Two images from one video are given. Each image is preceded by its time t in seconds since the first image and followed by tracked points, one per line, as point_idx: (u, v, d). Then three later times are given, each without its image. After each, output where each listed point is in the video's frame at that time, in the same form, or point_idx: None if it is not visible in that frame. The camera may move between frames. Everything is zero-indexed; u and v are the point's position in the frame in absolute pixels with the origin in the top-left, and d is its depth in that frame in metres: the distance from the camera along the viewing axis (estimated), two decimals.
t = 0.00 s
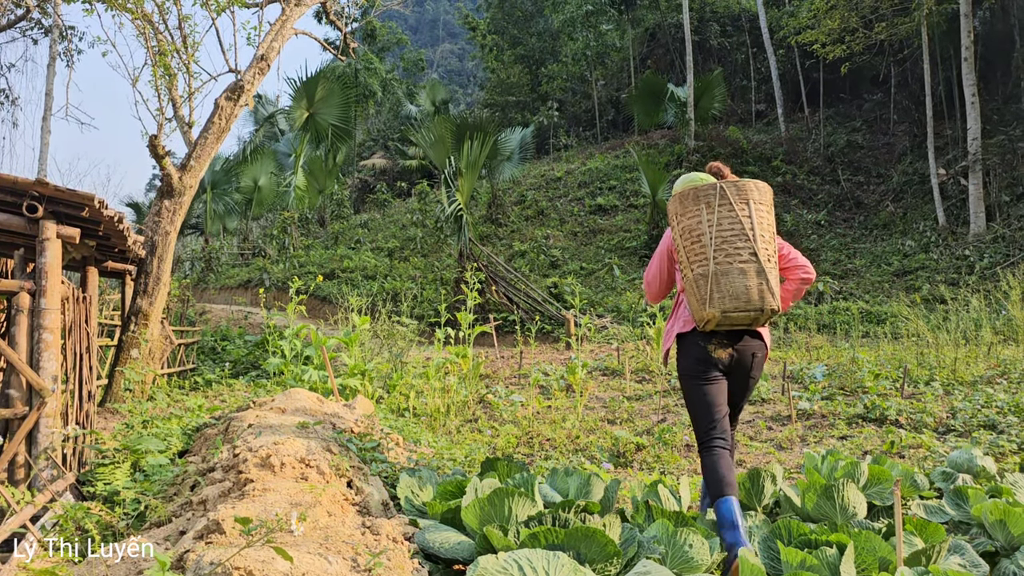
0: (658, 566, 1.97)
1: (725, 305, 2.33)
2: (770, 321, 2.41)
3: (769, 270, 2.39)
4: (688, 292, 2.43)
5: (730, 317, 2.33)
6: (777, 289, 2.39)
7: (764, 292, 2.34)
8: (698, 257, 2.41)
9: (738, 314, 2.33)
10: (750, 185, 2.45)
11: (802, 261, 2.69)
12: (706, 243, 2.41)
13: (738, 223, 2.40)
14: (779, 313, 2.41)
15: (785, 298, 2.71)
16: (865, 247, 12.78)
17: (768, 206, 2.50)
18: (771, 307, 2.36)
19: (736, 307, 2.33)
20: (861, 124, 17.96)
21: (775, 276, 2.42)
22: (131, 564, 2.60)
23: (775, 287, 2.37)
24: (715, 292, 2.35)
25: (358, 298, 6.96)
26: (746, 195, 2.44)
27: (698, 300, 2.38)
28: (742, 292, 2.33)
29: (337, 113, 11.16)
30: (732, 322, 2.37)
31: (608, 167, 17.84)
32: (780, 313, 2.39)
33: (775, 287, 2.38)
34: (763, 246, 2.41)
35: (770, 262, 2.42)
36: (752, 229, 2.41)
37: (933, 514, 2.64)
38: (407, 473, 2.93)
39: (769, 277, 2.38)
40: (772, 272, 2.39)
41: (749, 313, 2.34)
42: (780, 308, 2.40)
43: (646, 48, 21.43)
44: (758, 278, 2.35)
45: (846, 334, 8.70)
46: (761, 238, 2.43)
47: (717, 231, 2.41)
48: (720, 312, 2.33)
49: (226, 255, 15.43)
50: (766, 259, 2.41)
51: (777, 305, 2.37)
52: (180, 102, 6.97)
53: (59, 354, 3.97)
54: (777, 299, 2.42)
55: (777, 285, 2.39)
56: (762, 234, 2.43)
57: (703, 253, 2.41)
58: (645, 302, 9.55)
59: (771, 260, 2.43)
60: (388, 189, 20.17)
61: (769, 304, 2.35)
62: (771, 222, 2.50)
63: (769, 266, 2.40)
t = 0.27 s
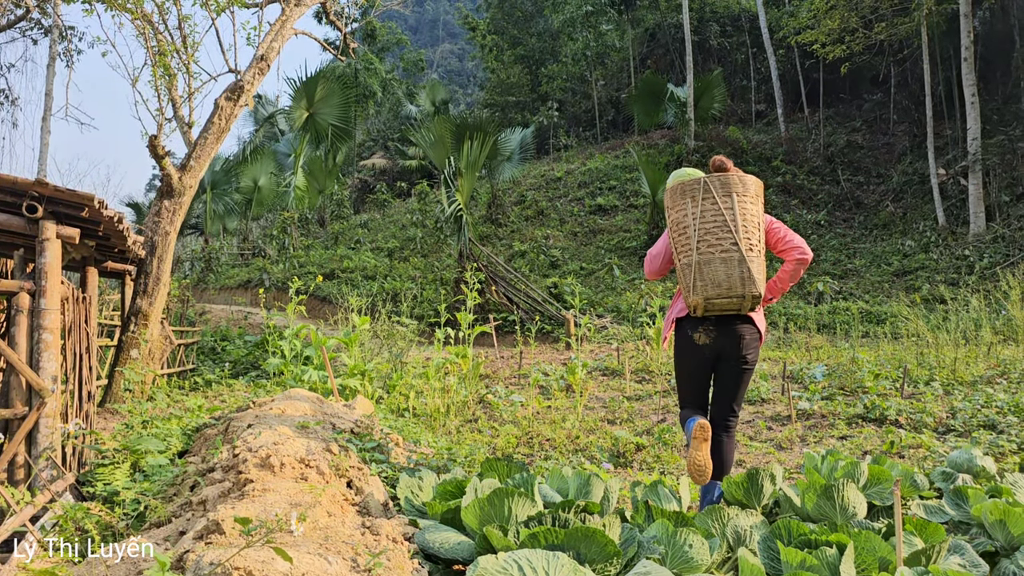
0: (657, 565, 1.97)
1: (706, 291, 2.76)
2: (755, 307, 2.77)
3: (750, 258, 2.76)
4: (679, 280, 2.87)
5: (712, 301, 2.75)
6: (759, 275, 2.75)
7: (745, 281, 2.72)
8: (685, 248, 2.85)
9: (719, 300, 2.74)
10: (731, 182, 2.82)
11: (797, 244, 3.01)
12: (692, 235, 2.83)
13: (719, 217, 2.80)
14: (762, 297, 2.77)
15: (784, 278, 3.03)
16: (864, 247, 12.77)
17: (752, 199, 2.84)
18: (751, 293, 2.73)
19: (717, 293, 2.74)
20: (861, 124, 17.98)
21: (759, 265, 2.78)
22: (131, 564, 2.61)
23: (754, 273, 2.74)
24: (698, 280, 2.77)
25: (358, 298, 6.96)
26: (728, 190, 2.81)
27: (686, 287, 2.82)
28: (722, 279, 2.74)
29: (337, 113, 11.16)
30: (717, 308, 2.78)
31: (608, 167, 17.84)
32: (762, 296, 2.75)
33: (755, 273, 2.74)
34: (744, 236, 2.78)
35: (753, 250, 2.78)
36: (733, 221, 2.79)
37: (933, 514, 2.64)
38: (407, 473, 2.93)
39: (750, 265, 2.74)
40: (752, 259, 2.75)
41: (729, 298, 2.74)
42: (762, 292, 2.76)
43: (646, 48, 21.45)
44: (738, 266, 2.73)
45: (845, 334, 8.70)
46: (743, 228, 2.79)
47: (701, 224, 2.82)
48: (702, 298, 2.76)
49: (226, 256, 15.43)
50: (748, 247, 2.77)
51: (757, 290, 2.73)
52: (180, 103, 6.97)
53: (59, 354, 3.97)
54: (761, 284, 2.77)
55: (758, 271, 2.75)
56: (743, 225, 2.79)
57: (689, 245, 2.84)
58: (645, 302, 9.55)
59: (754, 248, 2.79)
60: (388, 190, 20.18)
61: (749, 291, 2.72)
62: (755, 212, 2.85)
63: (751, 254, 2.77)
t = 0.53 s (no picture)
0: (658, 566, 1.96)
1: (693, 303, 2.99)
2: (746, 314, 2.92)
3: (734, 269, 2.90)
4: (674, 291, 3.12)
5: (699, 312, 2.97)
6: (744, 285, 2.90)
7: (729, 292, 2.89)
8: (676, 263, 3.09)
9: (706, 311, 2.95)
10: (715, 197, 2.97)
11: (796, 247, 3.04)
12: (680, 250, 3.05)
13: (703, 232, 2.98)
14: (751, 305, 2.91)
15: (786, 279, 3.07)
16: (864, 247, 12.78)
17: (738, 211, 2.96)
18: (736, 303, 2.89)
19: (703, 305, 2.96)
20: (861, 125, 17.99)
21: (745, 275, 2.91)
22: (131, 564, 2.61)
23: (738, 284, 2.89)
24: (687, 293, 3.00)
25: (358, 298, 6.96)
26: (711, 206, 2.97)
27: (679, 299, 3.06)
28: (706, 291, 2.94)
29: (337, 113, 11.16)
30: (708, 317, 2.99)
31: (607, 168, 17.84)
32: (749, 305, 2.90)
33: (740, 284, 2.89)
34: (729, 249, 2.93)
35: (739, 261, 2.92)
36: (716, 235, 2.95)
37: (933, 514, 2.64)
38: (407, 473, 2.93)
39: (734, 277, 2.89)
40: (737, 270, 2.90)
41: (715, 309, 2.93)
42: (750, 301, 2.90)
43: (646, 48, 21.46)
44: (721, 279, 2.91)
45: (845, 334, 8.70)
46: (727, 241, 2.94)
47: (688, 240, 3.03)
48: (691, 309, 2.99)
49: (226, 256, 15.43)
50: (732, 259, 2.92)
51: (741, 300, 2.88)
52: (179, 103, 6.97)
53: (59, 354, 3.97)
54: (749, 292, 2.91)
55: (743, 282, 2.90)
56: (727, 239, 2.94)
57: (679, 260, 3.07)
58: (645, 302, 9.56)
59: (740, 259, 2.92)
60: (388, 190, 20.19)
61: (735, 301, 2.89)
62: (742, 224, 2.97)
63: (735, 265, 2.91)
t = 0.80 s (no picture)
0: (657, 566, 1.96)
1: (703, 323, 3.05)
2: (754, 333, 2.97)
3: (743, 291, 2.96)
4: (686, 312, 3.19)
5: (709, 331, 3.03)
6: (753, 307, 2.95)
7: (736, 313, 2.94)
8: (687, 286, 3.16)
9: (714, 331, 3.01)
10: (722, 224, 3.03)
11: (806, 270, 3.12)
12: (691, 274, 3.13)
13: (711, 256, 3.05)
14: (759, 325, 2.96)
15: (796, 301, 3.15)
16: (864, 247, 12.78)
17: (746, 236, 3.02)
18: (744, 323, 2.94)
19: (712, 324, 3.02)
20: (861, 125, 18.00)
21: (753, 296, 2.96)
22: (131, 564, 2.61)
23: (746, 305, 2.94)
24: (697, 314, 3.07)
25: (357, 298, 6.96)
26: (719, 232, 3.04)
27: (691, 319, 3.13)
28: (715, 313, 3.00)
29: (336, 113, 11.17)
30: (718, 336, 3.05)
31: (607, 168, 17.85)
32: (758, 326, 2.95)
33: (748, 306, 2.94)
34: (737, 272, 2.98)
35: (746, 284, 2.97)
36: (724, 259, 3.02)
37: (932, 514, 2.64)
38: (407, 473, 2.93)
39: (742, 298, 2.95)
40: (744, 293, 2.96)
41: (724, 329, 2.99)
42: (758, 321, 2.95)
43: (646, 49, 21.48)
44: (730, 300, 2.97)
45: (845, 334, 8.70)
46: (735, 265, 2.99)
47: (698, 263, 3.10)
48: (701, 329, 3.06)
49: (226, 256, 15.43)
50: (740, 281, 2.97)
51: (750, 321, 2.94)
52: (179, 103, 6.96)
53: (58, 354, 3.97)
54: (758, 314, 2.96)
55: (751, 304, 2.95)
56: (735, 263, 2.99)
57: (690, 282, 3.14)
58: (645, 302, 9.56)
59: (748, 282, 2.97)
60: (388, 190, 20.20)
61: (743, 321, 2.94)
62: (750, 248, 3.01)
63: (743, 288, 2.96)
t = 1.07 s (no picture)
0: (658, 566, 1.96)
1: (726, 308, 3.25)
2: (774, 322, 3.17)
3: (766, 282, 3.16)
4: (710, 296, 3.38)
5: (731, 316, 3.23)
6: (774, 297, 3.15)
7: (759, 300, 3.15)
8: (714, 272, 3.34)
9: (737, 315, 3.21)
10: (754, 217, 3.22)
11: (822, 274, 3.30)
12: (718, 262, 3.31)
13: (740, 246, 3.24)
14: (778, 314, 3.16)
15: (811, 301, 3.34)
16: (863, 246, 12.78)
17: (772, 232, 3.22)
18: (765, 311, 3.15)
19: (736, 309, 3.22)
20: (861, 124, 18.00)
21: (776, 288, 3.17)
22: (131, 564, 2.60)
23: (768, 294, 3.14)
24: (721, 298, 3.27)
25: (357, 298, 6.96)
26: (750, 225, 3.23)
27: (714, 303, 3.32)
28: (740, 298, 3.19)
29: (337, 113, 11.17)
30: (739, 322, 3.24)
31: (607, 167, 17.84)
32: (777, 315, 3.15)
33: (770, 295, 3.15)
34: (763, 263, 3.18)
35: (770, 275, 3.17)
36: (752, 250, 3.21)
37: (932, 513, 2.64)
38: (407, 473, 2.93)
39: (765, 287, 3.15)
40: (768, 283, 3.16)
41: (746, 313, 3.19)
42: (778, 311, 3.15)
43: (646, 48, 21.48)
44: (754, 288, 3.16)
45: (845, 334, 8.69)
46: (761, 257, 3.19)
47: (726, 252, 3.29)
48: (724, 313, 3.26)
49: (226, 256, 15.43)
50: (765, 272, 3.17)
51: (770, 309, 3.14)
52: (179, 102, 6.96)
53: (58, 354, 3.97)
54: (778, 304, 3.16)
55: (772, 294, 3.15)
56: (762, 254, 3.19)
57: (716, 269, 3.32)
58: (645, 302, 9.56)
59: (772, 274, 3.17)
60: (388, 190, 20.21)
61: (765, 308, 3.15)
62: (776, 243, 3.22)
63: (767, 278, 3.16)
